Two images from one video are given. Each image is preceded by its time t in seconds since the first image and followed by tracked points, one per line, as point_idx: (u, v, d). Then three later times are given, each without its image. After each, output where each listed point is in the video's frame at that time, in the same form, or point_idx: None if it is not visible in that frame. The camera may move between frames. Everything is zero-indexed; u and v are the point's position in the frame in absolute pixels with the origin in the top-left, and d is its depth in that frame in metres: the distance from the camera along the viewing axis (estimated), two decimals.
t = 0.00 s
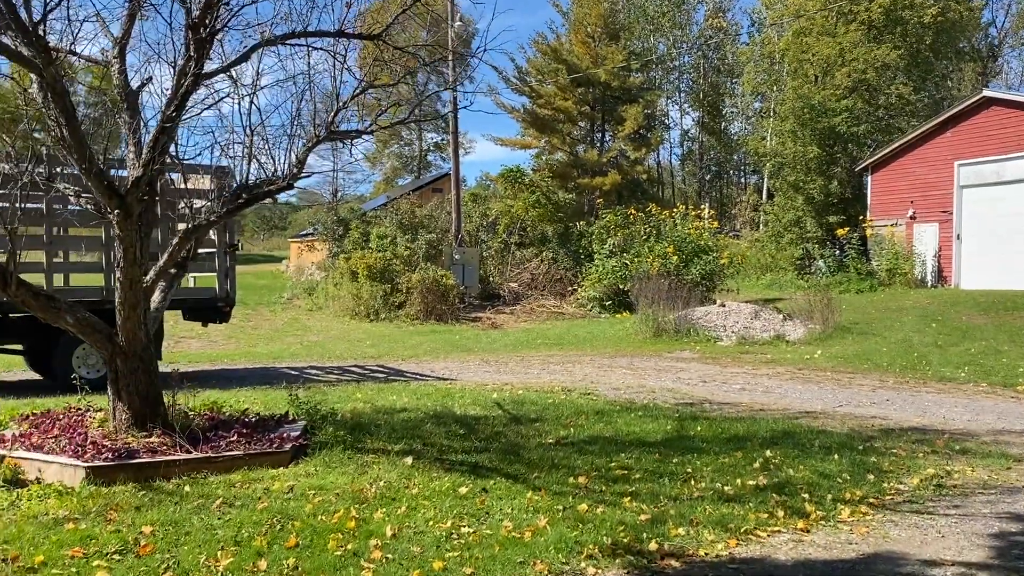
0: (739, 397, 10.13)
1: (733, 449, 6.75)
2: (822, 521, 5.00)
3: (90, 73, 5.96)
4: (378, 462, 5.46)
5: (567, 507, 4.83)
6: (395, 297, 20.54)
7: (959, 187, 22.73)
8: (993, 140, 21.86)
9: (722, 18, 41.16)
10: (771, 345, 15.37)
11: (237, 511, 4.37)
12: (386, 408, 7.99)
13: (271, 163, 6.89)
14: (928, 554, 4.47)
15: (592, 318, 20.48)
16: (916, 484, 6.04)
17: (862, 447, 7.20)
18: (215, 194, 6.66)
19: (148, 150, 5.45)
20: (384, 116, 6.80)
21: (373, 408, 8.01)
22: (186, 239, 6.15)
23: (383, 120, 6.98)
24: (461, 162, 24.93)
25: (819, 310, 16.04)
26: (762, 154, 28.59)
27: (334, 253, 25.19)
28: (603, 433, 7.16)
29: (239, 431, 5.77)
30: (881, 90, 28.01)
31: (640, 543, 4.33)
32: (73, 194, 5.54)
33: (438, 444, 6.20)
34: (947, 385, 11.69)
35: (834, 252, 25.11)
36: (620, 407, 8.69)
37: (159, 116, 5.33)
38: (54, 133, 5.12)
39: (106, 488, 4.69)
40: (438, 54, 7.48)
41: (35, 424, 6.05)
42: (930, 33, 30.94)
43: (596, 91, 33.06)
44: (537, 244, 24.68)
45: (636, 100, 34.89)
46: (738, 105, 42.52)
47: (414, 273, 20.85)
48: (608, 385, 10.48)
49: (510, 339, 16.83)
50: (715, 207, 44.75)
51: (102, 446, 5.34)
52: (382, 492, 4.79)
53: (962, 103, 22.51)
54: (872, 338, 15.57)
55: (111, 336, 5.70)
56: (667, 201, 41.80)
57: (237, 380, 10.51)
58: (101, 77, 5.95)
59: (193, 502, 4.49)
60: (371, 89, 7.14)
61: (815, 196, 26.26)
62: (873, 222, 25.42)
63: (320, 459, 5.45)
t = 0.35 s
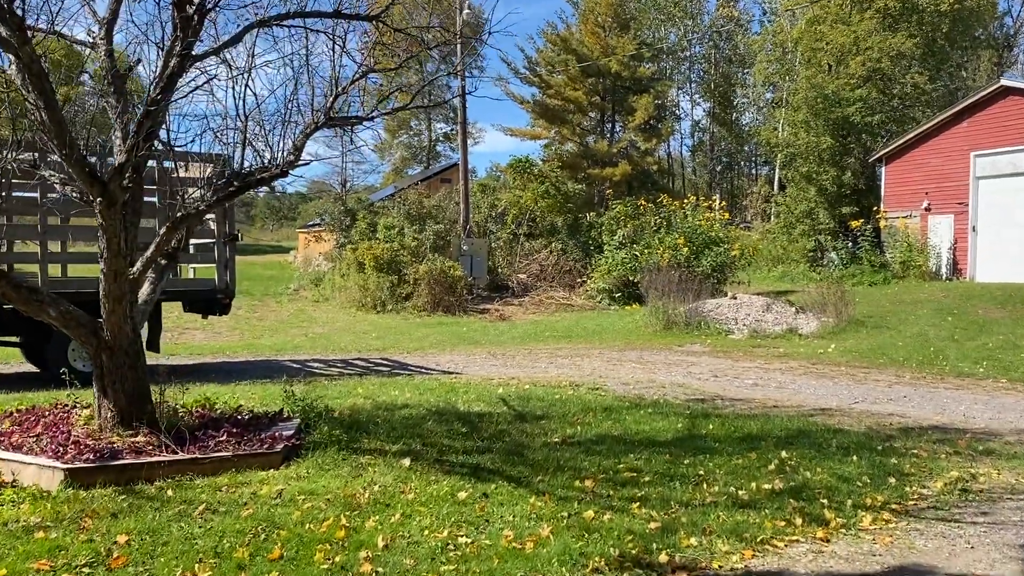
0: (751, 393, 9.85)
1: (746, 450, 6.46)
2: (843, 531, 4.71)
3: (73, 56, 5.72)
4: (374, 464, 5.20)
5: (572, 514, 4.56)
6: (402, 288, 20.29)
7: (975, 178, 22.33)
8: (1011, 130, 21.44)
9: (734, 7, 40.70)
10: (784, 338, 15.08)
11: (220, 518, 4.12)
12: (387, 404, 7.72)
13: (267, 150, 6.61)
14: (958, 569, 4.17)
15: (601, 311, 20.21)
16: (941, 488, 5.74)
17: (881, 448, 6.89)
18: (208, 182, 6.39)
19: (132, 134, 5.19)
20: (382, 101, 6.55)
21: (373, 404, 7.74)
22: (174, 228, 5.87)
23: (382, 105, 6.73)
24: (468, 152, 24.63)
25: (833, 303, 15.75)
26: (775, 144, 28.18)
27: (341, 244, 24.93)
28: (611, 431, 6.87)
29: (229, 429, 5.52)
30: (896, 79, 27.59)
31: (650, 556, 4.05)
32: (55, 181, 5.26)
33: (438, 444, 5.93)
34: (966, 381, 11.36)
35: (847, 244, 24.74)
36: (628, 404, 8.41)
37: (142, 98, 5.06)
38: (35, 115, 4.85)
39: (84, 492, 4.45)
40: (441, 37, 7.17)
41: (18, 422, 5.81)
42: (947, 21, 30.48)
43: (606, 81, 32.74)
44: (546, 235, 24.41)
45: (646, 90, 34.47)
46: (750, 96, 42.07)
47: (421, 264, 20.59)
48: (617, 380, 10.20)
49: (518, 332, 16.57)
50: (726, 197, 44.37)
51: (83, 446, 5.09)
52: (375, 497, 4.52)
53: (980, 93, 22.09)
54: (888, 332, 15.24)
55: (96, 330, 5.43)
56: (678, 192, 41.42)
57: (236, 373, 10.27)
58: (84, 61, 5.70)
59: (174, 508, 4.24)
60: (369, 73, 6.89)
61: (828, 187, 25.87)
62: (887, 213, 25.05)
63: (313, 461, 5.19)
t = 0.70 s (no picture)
0: (765, 395, 9.53)
1: (763, 459, 6.14)
2: (872, 551, 4.40)
3: (57, 45, 5.42)
4: (372, 478, 4.89)
5: (582, 534, 4.24)
6: (407, 283, 19.99)
7: (992, 171, 21.91)
8: None
9: None
10: (797, 336, 14.74)
11: (202, 541, 3.82)
12: (389, 408, 7.41)
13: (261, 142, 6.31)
14: None
15: (610, 306, 19.89)
16: (972, 502, 5.42)
17: (905, 457, 6.56)
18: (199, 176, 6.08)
19: (114, 128, 4.89)
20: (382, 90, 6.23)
21: (374, 408, 7.44)
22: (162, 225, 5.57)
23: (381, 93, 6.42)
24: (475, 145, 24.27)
25: (847, 299, 15.40)
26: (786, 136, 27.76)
27: (346, 238, 24.63)
28: (621, 438, 6.54)
29: (218, 439, 5.23)
30: (909, 70, 27.13)
31: None
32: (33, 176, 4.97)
33: (441, 453, 5.62)
34: (986, 381, 11.02)
35: (860, 238, 24.36)
36: (639, 407, 8.10)
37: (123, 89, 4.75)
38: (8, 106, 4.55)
39: (60, 510, 4.16)
40: (444, 24, 6.85)
41: None
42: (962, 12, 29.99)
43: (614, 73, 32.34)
44: (553, 229, 24.08)
45: (655, 81, 34.01)
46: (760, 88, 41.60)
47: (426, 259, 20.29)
48: (626, 381, 9.89)
49: (526, 328, 16.25)
50: (736, 190, 43.93)
51: (63, 458, 4.80)
52: (370, 516, 4.22)
53: (997, 85, 21.67)
54: (904, 330, 14.88)
55: (79, 334, 5.15)
56: (687, 185, 41.03)
57: (234, 373, 9.98)
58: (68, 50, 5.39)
59: (155, 528, 3.95)
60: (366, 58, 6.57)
61: (841, 181, 25.47)
62: (901, 207, 24.65)
63: (306, 474, 4.90)
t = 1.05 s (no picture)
0: (773, 394, 9.24)
1: (775, 465, 5.84)
2: (895, 570, 4.09)
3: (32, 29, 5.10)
4: (360, 487, 4.60)
5: (583, 550, 3.94)
6: (409, 278, 19.70)
7: (1003, 164, 21.54)
8: None
9: None
10: (806, 332, 14.43)
11: (172, 559, 3.55)
12: (384, 408, 7.12)
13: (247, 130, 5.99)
14: None
15: (614, 301, 19.58)
16: (998, 513, 5.10)
17: (923, 462, 6.26)
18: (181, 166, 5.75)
19: (85, 114, 4.57)
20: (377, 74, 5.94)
21: (368, 408, 7.14)
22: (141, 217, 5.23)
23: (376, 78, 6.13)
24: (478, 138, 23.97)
25: (857, 294, 15.08)
26: (794, 129, 27.40)
27: (347, 232, 24.37)
28: (625, 442, 6.24)
29: (199, 445, 4.94)
30: (919, 62, 26.75)
31: None
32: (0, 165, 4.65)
33: (435, 459, 5.32)
34: (1001, 380, 10.70)
35: (868, 232, 24.03)
36: (644, 408, 7.80)
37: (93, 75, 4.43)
38: None
39: (22, 524, 3.89)
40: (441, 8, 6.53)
41: None
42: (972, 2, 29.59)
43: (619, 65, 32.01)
44: (557, 223, 23.76)
45: (661, 73, 33.59)
46: (767, 80, 41.21)
47: (428, 252, 19.99)
48: (630, 379, 9.60)
49: (528, 324, 15.95)
50: (742, 183, 43.54)
51: (32, 465, 4.52)
52: (355, 532, 3.93)
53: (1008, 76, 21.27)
54: (915, 326, 14.56)
55: (51, 332, 4.84)
56: (693, 178, 40.70)
57: (228, 370, 9.70)
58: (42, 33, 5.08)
59: (122, 545, 3.67)
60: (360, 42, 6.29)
61: (849, 173, 25.11)
62: (911, 201, 24.30)
63: (290, 483, 4.59)
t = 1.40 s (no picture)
0: (784, 401, 8.92)
1: (788, 482, 5.52)
2: None
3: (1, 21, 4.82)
4: (346, 510, 4.29)
5: None
6: (410, 279, 19.39)
7: (1014, 163, 21.16)
8: None
9: None
10: (815, 335, 14.10)
11: None
12: (377, 419, 6.80)
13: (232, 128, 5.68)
14: None
15: (619, 302, 19.23)
16: None
17: (944, 477, 5.93)
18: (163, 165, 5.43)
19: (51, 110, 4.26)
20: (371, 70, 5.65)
21: (361, 418, 6.83)
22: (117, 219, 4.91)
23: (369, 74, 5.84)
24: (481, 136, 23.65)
25: (867, 296, 14.74)
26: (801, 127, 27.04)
27: (348, 231, 24.08)
28: (630, 456, 5.92)
29: (176, 462, 4.65)
30: (929, 59, 26.36)
31: None
32: None
33: (428, 476, 5.01)
34: (1017, 386, 10.36)
35: (877, 232, 23.65)
36: (650, 417, 7.49)
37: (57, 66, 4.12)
38: None
39: None
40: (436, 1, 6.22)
41: None
42: None
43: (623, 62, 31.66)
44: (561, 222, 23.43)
45: (667, 71, 33.19)
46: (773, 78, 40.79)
47: (430, 253, 19.68)
48: (635, 386, 9.28)
49: (531, 326, 15.64)
50: (749, 182, 43.15)
51: None
52: (337, 563, 3.63)
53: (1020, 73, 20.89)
54: (927, 328, 14.21)
55: (19, 343, 4.52)
56: (699, 177, 40.31)
57: (219, 375, 9.39)
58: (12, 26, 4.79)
59: None
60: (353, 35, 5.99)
61: (858, 172, 24.77)
62: (920, 200, 23.94)
63: (271, 505, 4.29)
